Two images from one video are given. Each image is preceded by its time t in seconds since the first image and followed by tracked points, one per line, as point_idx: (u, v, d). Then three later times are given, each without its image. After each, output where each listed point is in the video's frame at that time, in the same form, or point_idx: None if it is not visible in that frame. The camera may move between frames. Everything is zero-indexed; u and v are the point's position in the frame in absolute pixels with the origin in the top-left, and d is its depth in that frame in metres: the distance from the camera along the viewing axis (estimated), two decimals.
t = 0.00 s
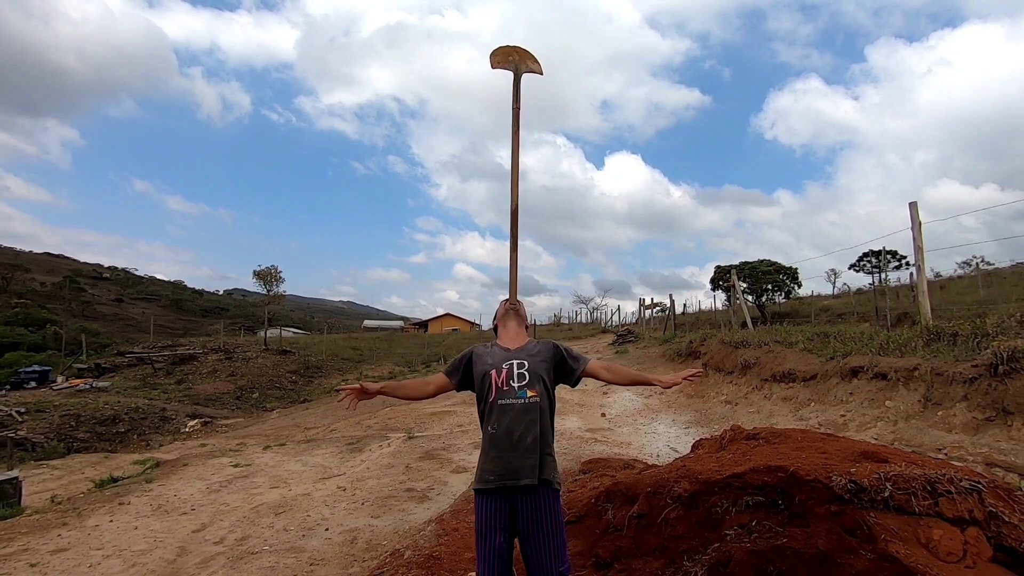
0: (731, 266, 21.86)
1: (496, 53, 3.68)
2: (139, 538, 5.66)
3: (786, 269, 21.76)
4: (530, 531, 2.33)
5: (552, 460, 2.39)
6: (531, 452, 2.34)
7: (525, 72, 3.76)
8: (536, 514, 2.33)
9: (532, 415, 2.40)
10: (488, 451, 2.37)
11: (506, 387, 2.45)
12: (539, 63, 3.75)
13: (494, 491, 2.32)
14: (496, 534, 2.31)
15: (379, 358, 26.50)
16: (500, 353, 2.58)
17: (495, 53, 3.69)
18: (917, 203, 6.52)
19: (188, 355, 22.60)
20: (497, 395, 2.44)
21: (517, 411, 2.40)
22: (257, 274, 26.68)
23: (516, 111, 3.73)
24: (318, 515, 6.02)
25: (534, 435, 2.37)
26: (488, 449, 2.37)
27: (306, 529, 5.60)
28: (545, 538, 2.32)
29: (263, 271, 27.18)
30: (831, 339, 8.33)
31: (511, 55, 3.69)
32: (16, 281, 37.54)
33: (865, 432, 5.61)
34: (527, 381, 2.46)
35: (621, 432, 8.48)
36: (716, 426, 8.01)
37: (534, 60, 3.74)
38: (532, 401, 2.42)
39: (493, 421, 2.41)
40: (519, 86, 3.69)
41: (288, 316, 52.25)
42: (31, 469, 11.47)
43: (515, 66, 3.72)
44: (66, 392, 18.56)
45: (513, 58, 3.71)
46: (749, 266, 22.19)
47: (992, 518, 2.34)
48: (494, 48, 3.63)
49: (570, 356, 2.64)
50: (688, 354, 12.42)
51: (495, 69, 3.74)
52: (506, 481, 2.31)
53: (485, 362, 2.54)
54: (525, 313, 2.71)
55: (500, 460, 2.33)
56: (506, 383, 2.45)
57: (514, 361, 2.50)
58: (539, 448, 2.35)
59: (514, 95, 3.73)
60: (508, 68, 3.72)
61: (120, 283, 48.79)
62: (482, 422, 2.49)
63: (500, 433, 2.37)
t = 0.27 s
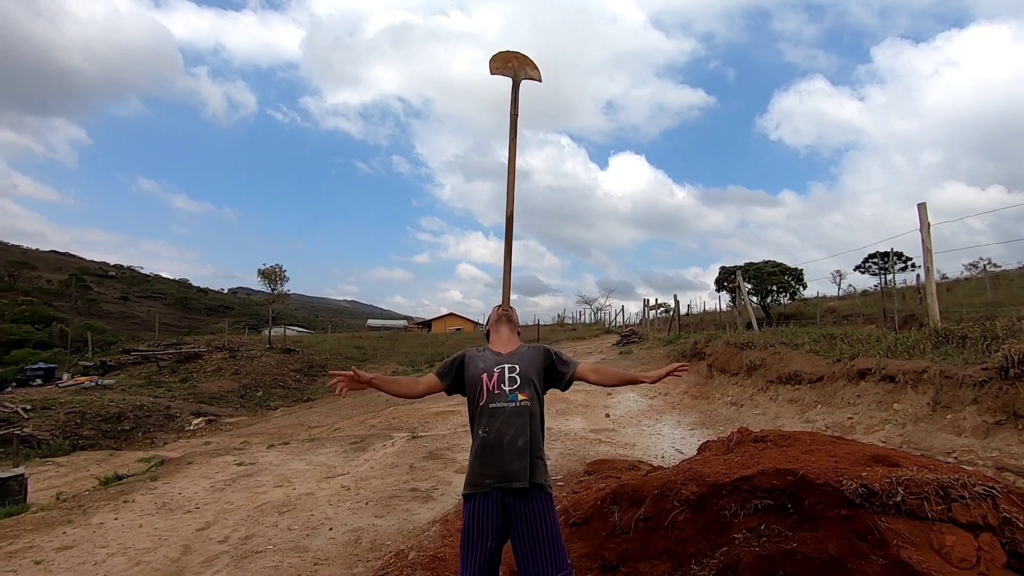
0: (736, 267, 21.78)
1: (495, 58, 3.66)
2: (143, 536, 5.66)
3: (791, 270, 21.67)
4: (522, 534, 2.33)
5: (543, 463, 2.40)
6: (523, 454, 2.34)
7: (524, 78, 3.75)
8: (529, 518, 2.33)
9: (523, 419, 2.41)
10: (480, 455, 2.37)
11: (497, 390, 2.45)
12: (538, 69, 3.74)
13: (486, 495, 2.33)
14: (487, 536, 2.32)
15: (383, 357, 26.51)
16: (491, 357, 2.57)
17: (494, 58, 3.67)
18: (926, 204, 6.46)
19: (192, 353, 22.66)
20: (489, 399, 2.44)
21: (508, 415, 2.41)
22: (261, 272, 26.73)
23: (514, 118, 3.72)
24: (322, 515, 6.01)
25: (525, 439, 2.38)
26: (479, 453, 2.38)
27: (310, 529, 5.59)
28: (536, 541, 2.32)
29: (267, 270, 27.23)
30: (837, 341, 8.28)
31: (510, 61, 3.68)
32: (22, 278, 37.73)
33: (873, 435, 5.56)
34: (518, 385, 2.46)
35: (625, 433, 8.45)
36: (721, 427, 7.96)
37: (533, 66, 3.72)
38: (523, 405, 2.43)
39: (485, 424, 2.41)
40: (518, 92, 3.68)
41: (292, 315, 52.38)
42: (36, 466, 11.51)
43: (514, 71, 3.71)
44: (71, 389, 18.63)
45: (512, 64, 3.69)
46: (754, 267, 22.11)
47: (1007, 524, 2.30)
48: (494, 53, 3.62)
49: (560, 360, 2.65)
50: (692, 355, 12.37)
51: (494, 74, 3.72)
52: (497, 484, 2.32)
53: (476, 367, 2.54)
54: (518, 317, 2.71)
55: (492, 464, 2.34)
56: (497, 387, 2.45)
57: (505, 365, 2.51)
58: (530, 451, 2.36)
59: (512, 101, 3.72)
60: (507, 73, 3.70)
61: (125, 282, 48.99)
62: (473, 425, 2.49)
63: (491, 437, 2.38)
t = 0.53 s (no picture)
0: (745, 267, 21.65)
1: (499, 64, 3.63)
2: (154, 532, 5.71)
3: (801, 270, 21.53)
4: (531, 532, 2.30)
5: (548, 459, 2.39)
6: (526, 451, 2.33)
7: (528, 83, 3.73)
8: (537, 515, 2.30)
9: (525, 416, 2.40)
10: (483, 454, 2.36)
11: (498, 390, 2.45)
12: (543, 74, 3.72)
13: (493, 493, 2.31)
14: (496, 536, 2.30)
15: (390, 356, 26.59)
16: (491, 358, 2.57)
17: (498, 64, 3.64)
18: (940, 203, 6.39)
19: (202, 351, 22.83)
20: (489, 399, 2.44)
21: (510, 413, 2.40)
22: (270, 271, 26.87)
23: (518, 123, 3.70)
24: (331, 512, 6.03)
25: (527, 435, 2.36)
26: (483, 453, 2.36)
27: (319, 526, 5.61)
28: (546, 538, 2.30)
29: (276, 268, 27.38)
30: (848, 342, 8.20)
31: (513, 66, 3.65)
32: (35, 276, 38.17)
33: (885, 436, 5.51)
34: (518, 383, 2.46)
35: (634, 433, 8.42)
36: (730, 428, 7.92)
37: (537, 71, 3.70)
38: (525, 402, 2.42)
39: (488, 424, 2.40)
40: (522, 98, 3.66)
41: (300, 313, 52.65)
42: (49, 462, 11.64)
43: (518, 77, 3.69)
44: (83, 386, 18.82)
45: (516, 69, 3.68)
46: (764, 267, 21.98)
47: None
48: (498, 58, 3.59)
49: (558, 358, 2.65)
50: (701, 355, 12.31)
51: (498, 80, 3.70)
52: (503, 482, 2.31)
53: (476, 369, 2.54)
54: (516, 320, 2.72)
55: (496, 462, 2.33)
56: (497, 387, 2.45)
57: (504, 365, 2.51)
58: (533, 447, 2.34)
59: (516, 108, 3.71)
60: (511, 79, 3.68)
61: (136, 280, 49.44)
62: (476, 426, 2.48)
63: (494, 437, 2.36)
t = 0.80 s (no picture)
0: (753, 266, 21.51)
1: (508, 67, 3.59)
2: (164, 526, 5.74)
3: (810, 269, 21.37)
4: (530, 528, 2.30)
5: (552, 458, 2.39)
6: (530, 448, 2.32)
7: (537, 87, 3.69)
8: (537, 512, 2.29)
9: (531, 414, 2.38)
10: (487, 448, 2.34)
11: (507, 386, 2.42)
12: (552, 78, 3.67)
13: (494, 487, 2.30)
14: (497, 531, 2.28)
15: (397, 353, 26.65)
16: (501, 356, 2.55)
17: (507, 66, 3.60)
18: (954, 202, 6.30)
19: (211, 346, 22.97)
20: (497, 394, 2.42)
21: (517, 410, 2.38)
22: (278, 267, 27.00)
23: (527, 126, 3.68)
24: (338, 508, 6.04)
25: (533, 433, 2.35)
26: (487, 446, 2.35)
27: (327, 522, 5.62)
28: (546, 535, 2.30)
29: (284, 265, 27.50)
30: (859, 341, 8.12)
31: (522, 69, 3.60)
32: (47, 272, 38.54)
33: (897, 437, 5.45)
34: (527, 381, 2.44)
35: (641, 432, 8.39)
36: (738, 427, 7.87)
37: (545, 74, 3.66)
38: (532, 401, 2.41)
39: (494, 419, 2.39)
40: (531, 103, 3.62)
41: (308, 310, 52.90)
42: (60, 456, 11.75)
43: (527, 80, 3.65)
44: (94, 380, 18.98)
45: (526, 72, 3.64)
46: (773, 265, 21.83)
47: None
48: (507, 61, 3.54)
49: (567, 359, 2.63)
50: (709, 354, 12.25)
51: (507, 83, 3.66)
52: (506, 476, 2.29)
53: (486, 365, 2.52)
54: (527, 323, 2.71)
55: (499, 456, 2.31)
56: (506, 383, 2.43)
57: (514, 363, 2.49)
58: (538, 445, 2.33)
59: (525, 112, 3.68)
60: (520, 82, 3.65)
61: (146, 276, 49.82)
62: (482, 421, 2.46)
63: (500, 431, 2.35)
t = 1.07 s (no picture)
0: (761, 266, 21.36)
1: (519, 63, 3.52)
2: (169, 525, 5.72)
3: (818, 269, 21.21)
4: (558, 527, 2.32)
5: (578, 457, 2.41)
6: (562, 451, 2.31)
7: (548, 84, 3.63)
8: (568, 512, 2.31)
9: (560, 416, 2.36)
10: (518, 453, 2.29)
11: (534, 390, 2.37)
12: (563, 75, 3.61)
13: (527, 491, 2.26)
14: (528, 533, 2.26)
15: (403, 351, 26.64)
16: (524, 358, 2.48)
17: (518, 63, 3.53)
18: (969, 202, 6.20)
19: (218, 344, 23.04)
20: (525, 398, 2.35)
21: (546, 413, 2.34)
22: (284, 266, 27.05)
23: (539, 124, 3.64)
24: (344, 508, 6.01)
25: (563, 435, 2.33)
26: (517, 451, 2.29)
27: (332, 522, 5.59)
28: (571, 531, 2.35)
29: (291, 263, 27.56)
30: (870, 343, 8.02)
31: (534, 66, 3.54)
32: (56, 269, 38.80)
33: (910, 441, 5.36)
34: (554, 384, 2.40)
35: (648, 433, 8.31)
36: (747, 429, 7.79)
37: (557, 72, 3.60)
38: (560, 403, 2.38)
39: (523, 423, 2.33)
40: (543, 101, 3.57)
41: (314, 308, 53.02)
42: (67, 452, 11.79)
43: (539, 77, 3.59)
44: (102, 377, 19.07)
45: (537, 69, 3.57)
46: (780, 265, 21.68)
47: None
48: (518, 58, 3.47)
49: (589, 357, 2.61)
50: (716, 354, 12.15)
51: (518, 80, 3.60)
52: (540, 480, 2.26)
53: (509, 368, 2.44)
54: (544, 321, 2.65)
55: (533, 461, 2.27)
56: (533, 386, 2.37)
57: (539, 365, 2.43)
58: (569, 447, 2.33)
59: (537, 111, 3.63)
60: (531, 80, 3.59)
61: (154, 274, 50.09)
62: (508, 425, 2.40)
63: (531, 436, 2.30)
